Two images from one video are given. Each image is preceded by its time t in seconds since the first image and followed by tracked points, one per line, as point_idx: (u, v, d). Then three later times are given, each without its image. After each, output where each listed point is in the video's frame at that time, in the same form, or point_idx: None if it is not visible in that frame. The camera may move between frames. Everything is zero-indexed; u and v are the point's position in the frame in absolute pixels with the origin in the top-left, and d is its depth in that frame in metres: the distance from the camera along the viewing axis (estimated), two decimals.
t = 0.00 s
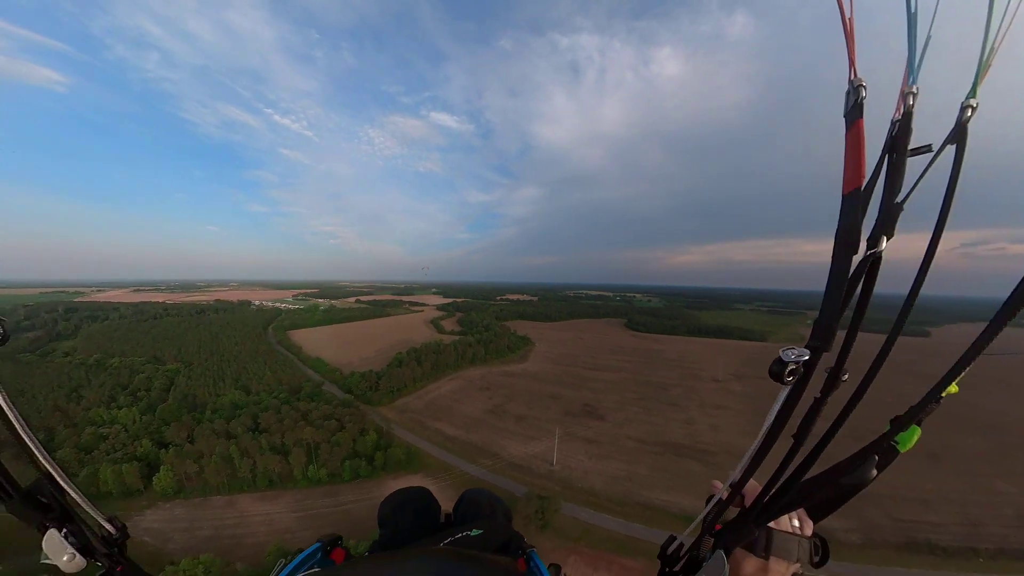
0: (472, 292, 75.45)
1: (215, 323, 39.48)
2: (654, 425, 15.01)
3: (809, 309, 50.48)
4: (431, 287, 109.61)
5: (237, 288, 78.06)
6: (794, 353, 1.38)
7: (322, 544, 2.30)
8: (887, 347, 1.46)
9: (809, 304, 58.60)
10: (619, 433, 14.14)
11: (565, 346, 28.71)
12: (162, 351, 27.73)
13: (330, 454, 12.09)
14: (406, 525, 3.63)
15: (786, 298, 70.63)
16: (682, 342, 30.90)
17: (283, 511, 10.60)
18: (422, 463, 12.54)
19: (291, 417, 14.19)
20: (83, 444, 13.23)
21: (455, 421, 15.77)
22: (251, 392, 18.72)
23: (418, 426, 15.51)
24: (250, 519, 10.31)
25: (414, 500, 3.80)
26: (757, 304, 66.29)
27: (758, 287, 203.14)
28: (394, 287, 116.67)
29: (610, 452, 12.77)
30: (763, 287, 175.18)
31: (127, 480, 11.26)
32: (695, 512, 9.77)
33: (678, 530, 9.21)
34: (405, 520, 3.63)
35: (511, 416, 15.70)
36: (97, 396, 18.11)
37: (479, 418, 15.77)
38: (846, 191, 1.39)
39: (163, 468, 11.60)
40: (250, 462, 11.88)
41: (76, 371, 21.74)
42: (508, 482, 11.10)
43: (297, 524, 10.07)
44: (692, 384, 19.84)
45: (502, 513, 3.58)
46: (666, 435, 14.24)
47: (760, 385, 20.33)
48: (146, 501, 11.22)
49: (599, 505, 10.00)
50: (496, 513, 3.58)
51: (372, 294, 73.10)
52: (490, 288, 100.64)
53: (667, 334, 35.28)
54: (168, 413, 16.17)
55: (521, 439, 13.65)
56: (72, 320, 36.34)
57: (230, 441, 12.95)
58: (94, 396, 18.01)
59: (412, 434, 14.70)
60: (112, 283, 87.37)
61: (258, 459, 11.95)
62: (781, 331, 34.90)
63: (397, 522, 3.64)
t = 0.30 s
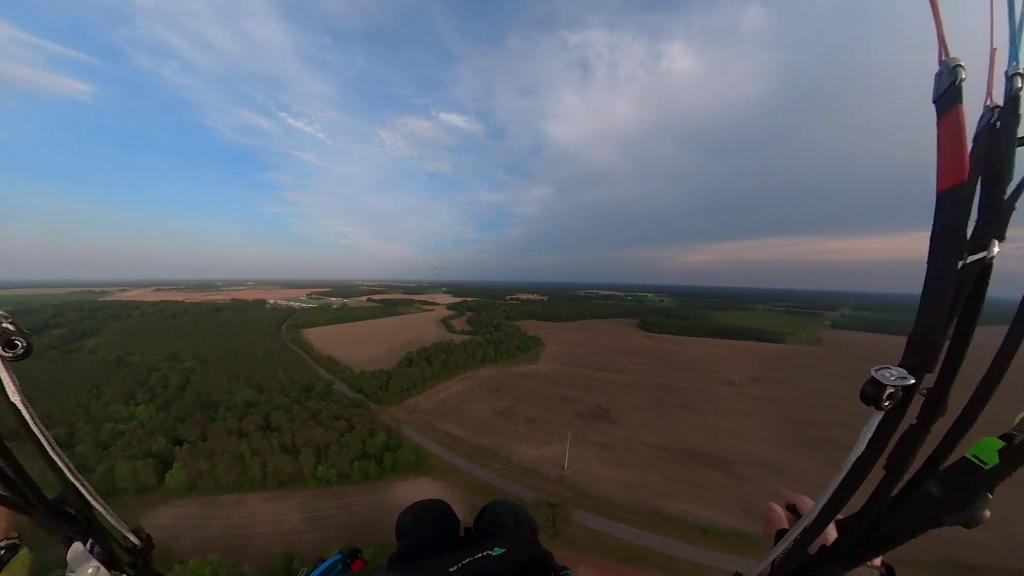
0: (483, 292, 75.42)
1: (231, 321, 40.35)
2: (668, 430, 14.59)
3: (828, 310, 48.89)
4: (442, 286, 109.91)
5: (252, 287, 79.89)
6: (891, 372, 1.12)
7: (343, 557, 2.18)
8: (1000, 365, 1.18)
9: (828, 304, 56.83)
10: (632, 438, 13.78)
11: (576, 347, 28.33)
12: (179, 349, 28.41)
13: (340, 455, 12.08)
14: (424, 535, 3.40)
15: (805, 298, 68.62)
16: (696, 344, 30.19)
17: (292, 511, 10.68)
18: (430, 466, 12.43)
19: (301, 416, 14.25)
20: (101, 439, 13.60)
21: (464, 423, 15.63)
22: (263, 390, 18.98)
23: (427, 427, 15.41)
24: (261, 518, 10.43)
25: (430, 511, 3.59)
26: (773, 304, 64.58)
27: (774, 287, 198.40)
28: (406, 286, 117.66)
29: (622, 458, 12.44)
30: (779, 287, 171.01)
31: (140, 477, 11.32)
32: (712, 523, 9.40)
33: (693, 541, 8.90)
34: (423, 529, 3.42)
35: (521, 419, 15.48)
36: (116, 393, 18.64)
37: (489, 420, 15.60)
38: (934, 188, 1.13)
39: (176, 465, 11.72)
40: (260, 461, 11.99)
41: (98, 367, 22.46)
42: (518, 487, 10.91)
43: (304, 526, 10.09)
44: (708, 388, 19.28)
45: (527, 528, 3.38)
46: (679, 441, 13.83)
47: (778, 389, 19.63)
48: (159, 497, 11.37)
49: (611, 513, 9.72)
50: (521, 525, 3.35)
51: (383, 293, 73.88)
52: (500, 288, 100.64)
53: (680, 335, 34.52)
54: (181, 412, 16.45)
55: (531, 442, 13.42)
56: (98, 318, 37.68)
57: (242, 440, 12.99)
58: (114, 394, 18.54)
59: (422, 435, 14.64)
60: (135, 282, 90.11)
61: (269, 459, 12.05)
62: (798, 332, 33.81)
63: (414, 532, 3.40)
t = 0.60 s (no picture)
0: (497, 292, 75.29)
1: (253, 319, 41.63)
2: (688, 436, 14.04)
3: (857, 312, 46.49)
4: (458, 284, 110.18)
5: (274, 286, 82.13)
6: (952, 368, 1.46)
7: None
8: None
9: (860, 305, 54.04)
10: (650, 444, 13.29)
11: (592, 348, 27.79)
12: (203, 345, 29.37)
13: (354, 453, 11.94)
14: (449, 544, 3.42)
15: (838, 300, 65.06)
16: (719, 346, 29.03)
17: (306, 508, 10.81)
18: (442, 468, 12.30)
19: (316, 413, 14.39)
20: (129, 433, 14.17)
21: (478, 424, 15.46)
22: (281, 386, 19.33)
23: (440, 428, 15.36)
24: (275, 516, 10.60)
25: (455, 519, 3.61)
26: (798, 305, 61.96)
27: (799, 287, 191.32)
28: (421, 285, 118.62)
29: (639, 464, 12.01)
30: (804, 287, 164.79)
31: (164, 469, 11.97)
32: (736, 540, 8.89)
33: (715, 557, 8.44)
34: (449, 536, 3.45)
35: (536, 421, 15.18)
36: (144, 388, 19.45)
37: (503, 421, 15.36)
38: None
39: (196, 459, 12.09)
40: (275, 458, 11.99)
41: (131, 362, 23.59)
42: (531, 493, 10.64)
43: (317, 523, 10.24)
44: (731, 392, 18.48)
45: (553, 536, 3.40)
46: (700, 448, 13.21)
47: (805, 395, 18.69)
48: (179, 491, 11.79)
49: (629, 523, 9.30)
50: (547, 534, 3.38)
51: (399, 292, 74.69)
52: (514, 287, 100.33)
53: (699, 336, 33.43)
54: (203, 406, 16.85)
55: (546, 446, 13.13)
56: (130, 315, 39.44)
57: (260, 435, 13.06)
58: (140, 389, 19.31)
59: (436, 436, 14.54)
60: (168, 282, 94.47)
61: (283, 456, 11.98)
62: (826, 335, 32.19)
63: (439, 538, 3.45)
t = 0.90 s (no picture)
0: (515, 292, 75.05)
1: (279, 318, 43.04)
2: (714, 445, 13.35)
3: (898, 315, 43.56)
4: (477, 284, 111.16)
5: (300, 287, 84.88)
6: None
7: None
8: None
9: (901, 307, 50.80)
10: (674, 452, 12.71)
11: (612, 350, 27.09)
12: (233, 342, 30.55)
13: (370, 453, 12.24)
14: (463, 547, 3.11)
15: (876, 301, 61.41)
16: (747, 349, 27.75)
17: (323, 505, 10.89)
18: (458, 471, 12.14)
19: (335, 413, 14.92)
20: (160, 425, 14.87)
21: (495, 427, 15.25)
22: (303, 384, 19.85)
23: (457, 429, 15.24)
24: (293, 511, 10.71)
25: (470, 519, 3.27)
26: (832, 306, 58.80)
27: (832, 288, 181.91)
28: (441, 285, 120.02)
29: (664, 474, 11.46)
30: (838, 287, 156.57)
31: (190, 462, 12.31)
32: (767, 562, 8.32)
33: None
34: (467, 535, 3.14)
35: (555, 425, 14.82)
36: (176, 383, 20.39)
37: (521, 424, 15.09)
38: None
39: (221, 453, 12.49)
40: (296, 455, 12.34)
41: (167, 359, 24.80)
42: (548, 500, 10.32)
43: (334, 521, 10.26)
44: (761, 399, 17.53)
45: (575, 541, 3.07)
46: (729, 459, 12.49)
47: (843, 403, 17.51)
48: (205, 483, 12.05)
49: (650, 538, 8.87)
50: (569, 540, 3.03)
51: (419, 293, 75.59)
52: (533, 287, 99.87)
53: (725, 339, 32.08)
54: (229, 401, 17.48)
55: (565, 451, 12.78)
56: (167, 314, 41.57)
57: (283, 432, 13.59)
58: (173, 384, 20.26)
59: (453, 438, 14.44)
60: (202, 282, 99.41)
61: (304, 454, 12.32)
62: (864, 339, 30.20)
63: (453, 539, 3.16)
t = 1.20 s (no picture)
0: (537, 292, 74.65)
1: (308, 317, 44.58)
2: (744, 457, 12.56)
3: (951, 319, 40.08)
4: (499, 284, 111.27)
5: (328, 287, 88.10)
6: None
7: None
8: None
9: (957, 310, 46.79)
10: (701, 463, 12.04)
11: (635, 352, 26.30)
12: (264, 339, 31.87)
13: (389, 453, 12.33)
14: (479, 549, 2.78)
15: (928, 303, 56.78)
16: (783, 354, 26.20)
17: (341, 502, 11.00)
18: (475, 474, 12.00)
19: (356, 411, 15.13)
20: (193, 417, 15.81)
21: (514, 429, 15.00)
22: (327, 381, 20.36)
23: (475, 431, 15.10)
24: (312, 505, 10.91)
25: (484, 518, 2.97)
26: (875, 308, 54.99)
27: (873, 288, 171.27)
28: (462, 285, 120.82)
29: (690, 487, 10.85)
30: (879, 287, 147.26)
31: (219, 454, 12.92)
32: None
33: None
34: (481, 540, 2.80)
35: (575, 429, 14.40)
36: (211, 377, 21.57)
37: (541, 428, 14.76)
38: None
39: (247, 447, 12.97)
40: (316, 451, 12.57)
41: (203, 355, 26.16)
42: (567, 509, 9.97)
43: (351, 518, 10.34)
44: (798, 409, 16.41)
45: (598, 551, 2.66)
46: (763, 473, 11.69)
47: (890, 413, 16.11)
48: (232, 474, 12.60)
49: (673, 555, 8.38)
50: (590, 548, 2.61)
51: (441, 293, 76.56)
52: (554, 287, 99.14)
53: (757, 342, 30.50)
54: (257, 395, 18.12)
55: (585, 457, 12.36)
56: (206, 313, 43.96)
57: (305, 429, 13.92)
58: (207, 377, 21.29)
59: (471, 440, 14.31)
60: (239, 283, 104.60)
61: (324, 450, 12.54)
62: (913, 344, 27.88)
63: (467, 540, 2.82)
